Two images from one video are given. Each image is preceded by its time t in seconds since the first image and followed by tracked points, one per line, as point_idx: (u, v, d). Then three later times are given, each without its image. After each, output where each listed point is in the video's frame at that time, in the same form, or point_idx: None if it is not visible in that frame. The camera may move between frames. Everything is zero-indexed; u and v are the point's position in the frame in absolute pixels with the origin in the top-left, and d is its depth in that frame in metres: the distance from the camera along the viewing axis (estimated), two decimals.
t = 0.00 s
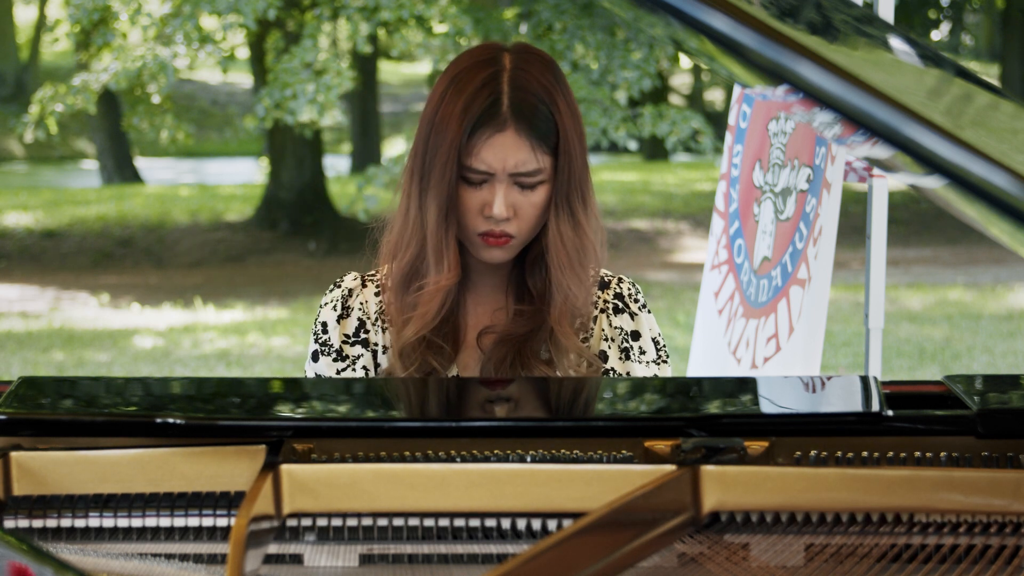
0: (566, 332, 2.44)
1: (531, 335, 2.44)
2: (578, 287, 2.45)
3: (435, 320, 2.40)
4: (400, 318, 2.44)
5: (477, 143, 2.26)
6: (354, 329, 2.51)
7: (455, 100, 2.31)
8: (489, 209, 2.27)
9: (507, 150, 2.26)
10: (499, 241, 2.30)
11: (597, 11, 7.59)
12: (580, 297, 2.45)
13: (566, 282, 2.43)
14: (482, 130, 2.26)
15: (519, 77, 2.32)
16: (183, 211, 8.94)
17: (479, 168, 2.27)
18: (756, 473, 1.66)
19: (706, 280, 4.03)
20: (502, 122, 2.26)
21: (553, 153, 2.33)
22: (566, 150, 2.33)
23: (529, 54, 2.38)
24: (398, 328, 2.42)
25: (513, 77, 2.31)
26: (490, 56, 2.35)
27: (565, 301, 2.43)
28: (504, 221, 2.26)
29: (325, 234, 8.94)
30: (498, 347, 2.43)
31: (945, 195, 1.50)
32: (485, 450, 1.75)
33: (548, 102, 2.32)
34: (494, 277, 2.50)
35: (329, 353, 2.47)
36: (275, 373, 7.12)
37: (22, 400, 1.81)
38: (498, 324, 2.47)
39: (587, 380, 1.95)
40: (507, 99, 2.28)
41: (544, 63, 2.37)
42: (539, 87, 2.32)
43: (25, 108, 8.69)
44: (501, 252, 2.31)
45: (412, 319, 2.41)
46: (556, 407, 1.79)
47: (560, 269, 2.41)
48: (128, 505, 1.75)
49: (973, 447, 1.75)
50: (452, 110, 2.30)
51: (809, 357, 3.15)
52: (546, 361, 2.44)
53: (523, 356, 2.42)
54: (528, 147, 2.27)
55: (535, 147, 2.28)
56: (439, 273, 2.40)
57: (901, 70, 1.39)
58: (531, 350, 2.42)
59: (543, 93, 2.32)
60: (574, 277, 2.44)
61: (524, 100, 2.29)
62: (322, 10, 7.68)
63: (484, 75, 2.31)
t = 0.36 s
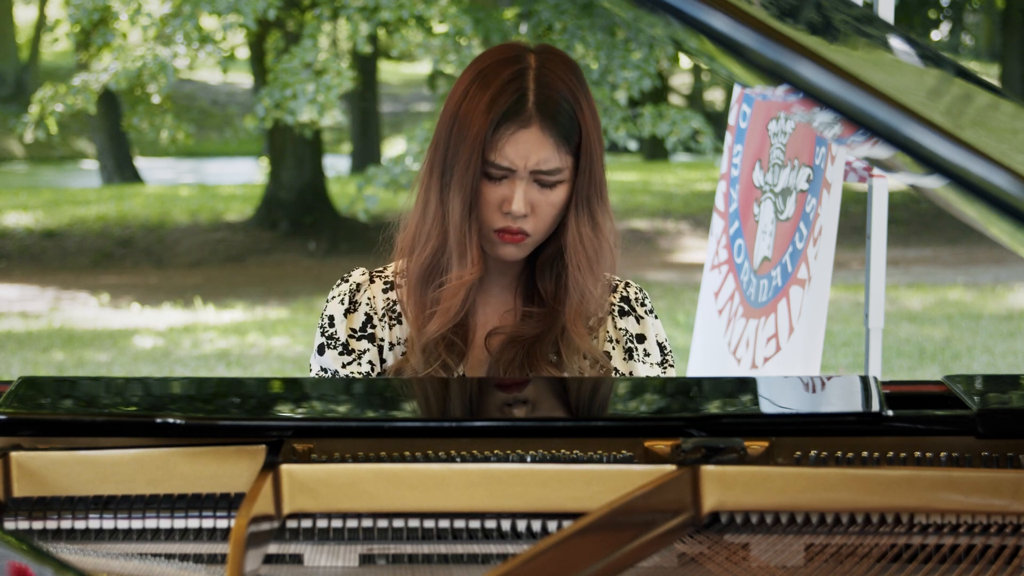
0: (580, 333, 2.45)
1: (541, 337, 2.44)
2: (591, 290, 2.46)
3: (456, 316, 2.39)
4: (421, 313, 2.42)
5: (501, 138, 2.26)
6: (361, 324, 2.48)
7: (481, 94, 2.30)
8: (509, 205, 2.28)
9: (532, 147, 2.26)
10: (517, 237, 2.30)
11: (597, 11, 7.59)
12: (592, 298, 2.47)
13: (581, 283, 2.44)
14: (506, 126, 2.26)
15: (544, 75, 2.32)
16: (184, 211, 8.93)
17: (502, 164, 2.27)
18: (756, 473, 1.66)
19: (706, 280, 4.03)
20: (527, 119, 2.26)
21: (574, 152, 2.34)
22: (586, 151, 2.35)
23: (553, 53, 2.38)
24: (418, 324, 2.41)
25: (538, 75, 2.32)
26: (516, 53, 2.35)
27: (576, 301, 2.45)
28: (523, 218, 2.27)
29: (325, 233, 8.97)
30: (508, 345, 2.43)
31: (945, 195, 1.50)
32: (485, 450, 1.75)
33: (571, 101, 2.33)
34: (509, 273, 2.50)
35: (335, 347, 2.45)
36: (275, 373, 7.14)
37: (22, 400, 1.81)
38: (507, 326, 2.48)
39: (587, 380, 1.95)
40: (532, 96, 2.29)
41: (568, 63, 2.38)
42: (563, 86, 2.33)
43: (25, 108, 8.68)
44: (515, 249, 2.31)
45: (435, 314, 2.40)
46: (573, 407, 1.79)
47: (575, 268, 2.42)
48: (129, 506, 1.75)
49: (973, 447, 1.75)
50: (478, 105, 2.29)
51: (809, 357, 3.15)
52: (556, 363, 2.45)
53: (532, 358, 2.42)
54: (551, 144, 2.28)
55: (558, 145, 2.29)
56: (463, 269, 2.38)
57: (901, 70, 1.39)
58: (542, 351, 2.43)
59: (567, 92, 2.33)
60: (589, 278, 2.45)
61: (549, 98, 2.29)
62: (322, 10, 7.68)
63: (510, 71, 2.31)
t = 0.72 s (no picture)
0: (593, 330, 2.47)
1: (551, 338, 2.45)
2: (602, 291, 2.47)
3: (475, 312, 2.39)
4: (439, 310, 2.41)
5: (519, 134, 2.26)
6: (364, 321, 2.47)
7: (498, 91, 2.30)
8: (525, 202, 2.28)
9: (549, 143, 2.26)
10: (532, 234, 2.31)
11: (597, 11, 7.60)
12: (603, 299, 2.48)
13: (594, 280, 2.46)
14: (524, 123, 2.26)
15: (561, 75, 2.33)
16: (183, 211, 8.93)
17: (519, 160, 2.27)
18: (756, 473, 1.66)
19: (706, 280, 4.03)
20: (545, 115, 2.26)
21: (590, 152, 2.34)
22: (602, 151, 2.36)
23: (570, 54, 2.39)
24: (437, 320, 2.40)
25: (555, 74, 2.32)
26: (534, 52, 2.35)
27: (590, 300, 2.46)
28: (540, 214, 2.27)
29: (325, 233, 8.98)
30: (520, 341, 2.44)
31: (945, 195, 1.50)
32: (485, 450, 1.75)
33: (588, 101, 2.33)
34: (522, 269, 2.50)
35: (336, 342, 2.43)
36: (275, 373, 7.14)
37: (22, 400, 1.81)
38: (516, 327, 2.48)
39: (588, 380, 1.95)
40: (550, 94, 2.29)
41: (585, 63, 2.38)
42: (580, 85, 2.33)
43: (25, 108, 8.68)
44: (526, 245, 2.34)
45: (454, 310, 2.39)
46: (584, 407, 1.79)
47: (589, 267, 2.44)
48: (129, 505, 1.75)
49: (973, 447, 1.75)
50: (496, 101, 2.29)
51: (809, 357, 3.15)
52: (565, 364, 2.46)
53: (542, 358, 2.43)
54: (568, 142, 2.28)
55: (575, 144, 2.29)
56: (481, 264, 2.36)
57: (901, 70, 1.39)
58: (552, 352, 2.43)
59: (584, 90, 2.33)
60: (600, 278, 2.46)
61: (566, 97, 2.30)
62: (322, 10, 7.68)
63: (528, 69, 2.32)
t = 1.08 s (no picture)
0: (596, 334, 2.48)
1: (554, 341, 2.45)
2: (606, 295, 2.48)
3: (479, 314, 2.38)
4: (445, 311, 2.40)
5: (527, 136, 2.26)
6: (365, 324, 2.47)
7: (507, 92, 2.30)
8: (532, 204, 2.28)
9: (558, 146, 2.26)
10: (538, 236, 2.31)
11: (597, 11, 7.61)
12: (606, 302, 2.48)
13: (598, 283, 2.46)
14: (533, 126, 2.26)
15: (570, 78, 2.33)
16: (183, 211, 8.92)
17: (527, 162, 2.27)
18: (757, 473, 1.66)
19: (706, 280, 4.03)
20: (553, 118, 2.27)
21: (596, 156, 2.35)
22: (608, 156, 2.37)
23: (579, 56, 2.39)
24: (441, 321, 2.39)
25: (563, 77, 2.32)
26: (543, 55, 2.35)
27: (593, 304, 2.47)
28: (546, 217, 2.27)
29: (325, 233, 9.00)
30: (523, 344, 2.43)
31: (945, 196, 1.50)
32: (485, 450, 1.75)
33: (595, 105, 2.34)
34: (525, 271, 2.50)
35: (336, 344, 2.43)
36: (275, 373, 7.15)
37: (22, 400, 1.81)
38: (519, 330, 2.48)
39: (588, 380, 1.95)
40: (558, 96, 2.29)
41: (593, 67, 2.38)
42: (588, 89, 2.34)
43: (25, 108, 8.67)
44: (531, 248, 2.33)
45: (460, 312, 2.39)
46: (585, 407, 1.79)
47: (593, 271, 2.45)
48: (129, 505, 1.75)
49: (973, 447, 1.75)
50: (504, 103, 2.29)
51: (809, 357, 3.15)
52: (567, 367, 2.46)
53: (545, 361, 2.43)
54: (576, 145, 2.28)
55: (582, 147, 2.30)
56: (487, 266, 2.35)
57: (901, 70, 1.39)
58: (555, 355, 2.43)
59: (592, 94, 2.33)
60: (604, 281, 2.46)
61: (574, 100, 2.30)
62: (322, 10, 7.69)
63: (537, 71, 2.31)
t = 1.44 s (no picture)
0: (596, 334, 2.48)
1: (554, 342, 2.44)
2: (605, 294, 2.48)
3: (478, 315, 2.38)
4: (443, 313, 2.40)
5: (523, 137, 2.26)
6: (363, 329, 2.46)
7: (503, 93, 2.30)
8: (529, 205, 2.28)
9: (554, 147, 2.26)
10: (535, 237, 2.31)
11: (597, 11, 7.61)
12: (605, 302, 2.48)
13: (598, 284, 2.46)
14: (529, 126, 2.26)
15: (565, 78, 2.33)
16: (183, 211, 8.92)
17: (523, 163, 2.27)
18: (757, 472, 1.66)
19: (706, 280, 4.02)
20: (549, 118, 2.27)
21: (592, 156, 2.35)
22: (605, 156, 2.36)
23: (575, 57, 2.38)
24: (440, 323, 2.39)
25: (558, 77, 2.32)
26: (539, 55, 2.35)
27: (592, 304, 2.47)
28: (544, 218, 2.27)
29: (325, 233, 9.00)
30: (523, 346, 2.43)
31: (945, 195, 1.50)
32: (485, 450, 1.75)
33: (591, 105, 2.34)
34: (524, 273, 2.50)
35: (335, 352, 2.44)
36: (275, 373, 7.15)
37: (22, 400, 1.81)
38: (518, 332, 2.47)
39: (588, 380, 1.95)
40: (554, 97, 2.29)
41: (589, 67, 2.38)
42: (584, 90, 2.33)
43: (24, 108, 8.67)
44: (530, 248, 2.33)
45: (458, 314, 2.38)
46: (583, 407, 1.79)
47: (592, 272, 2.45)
48: (128, 505, 1.75)
49: (973, 447, 1.75)
50: (500, 104, 2.29)
51: (809, 357, 3.15)
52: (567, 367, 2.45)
53: (545, 362, 2.42)
54: (572, 145, 2.28)
55: (579, 148, 2.29)
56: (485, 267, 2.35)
57: (901, 70, 1.39)
58: (555, 356, 2.43)
59: (588, 94, 2.33)
60: (602, 282, 2.46)
61: (570, 100, 2.30)
62: (322, 10, 7.69)
63: (533, 72, 2.31)
